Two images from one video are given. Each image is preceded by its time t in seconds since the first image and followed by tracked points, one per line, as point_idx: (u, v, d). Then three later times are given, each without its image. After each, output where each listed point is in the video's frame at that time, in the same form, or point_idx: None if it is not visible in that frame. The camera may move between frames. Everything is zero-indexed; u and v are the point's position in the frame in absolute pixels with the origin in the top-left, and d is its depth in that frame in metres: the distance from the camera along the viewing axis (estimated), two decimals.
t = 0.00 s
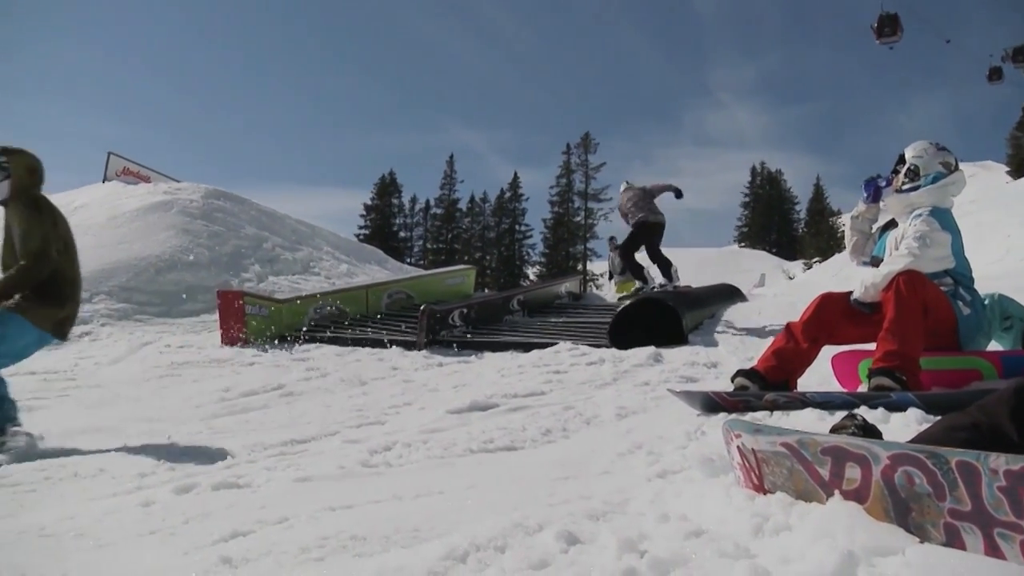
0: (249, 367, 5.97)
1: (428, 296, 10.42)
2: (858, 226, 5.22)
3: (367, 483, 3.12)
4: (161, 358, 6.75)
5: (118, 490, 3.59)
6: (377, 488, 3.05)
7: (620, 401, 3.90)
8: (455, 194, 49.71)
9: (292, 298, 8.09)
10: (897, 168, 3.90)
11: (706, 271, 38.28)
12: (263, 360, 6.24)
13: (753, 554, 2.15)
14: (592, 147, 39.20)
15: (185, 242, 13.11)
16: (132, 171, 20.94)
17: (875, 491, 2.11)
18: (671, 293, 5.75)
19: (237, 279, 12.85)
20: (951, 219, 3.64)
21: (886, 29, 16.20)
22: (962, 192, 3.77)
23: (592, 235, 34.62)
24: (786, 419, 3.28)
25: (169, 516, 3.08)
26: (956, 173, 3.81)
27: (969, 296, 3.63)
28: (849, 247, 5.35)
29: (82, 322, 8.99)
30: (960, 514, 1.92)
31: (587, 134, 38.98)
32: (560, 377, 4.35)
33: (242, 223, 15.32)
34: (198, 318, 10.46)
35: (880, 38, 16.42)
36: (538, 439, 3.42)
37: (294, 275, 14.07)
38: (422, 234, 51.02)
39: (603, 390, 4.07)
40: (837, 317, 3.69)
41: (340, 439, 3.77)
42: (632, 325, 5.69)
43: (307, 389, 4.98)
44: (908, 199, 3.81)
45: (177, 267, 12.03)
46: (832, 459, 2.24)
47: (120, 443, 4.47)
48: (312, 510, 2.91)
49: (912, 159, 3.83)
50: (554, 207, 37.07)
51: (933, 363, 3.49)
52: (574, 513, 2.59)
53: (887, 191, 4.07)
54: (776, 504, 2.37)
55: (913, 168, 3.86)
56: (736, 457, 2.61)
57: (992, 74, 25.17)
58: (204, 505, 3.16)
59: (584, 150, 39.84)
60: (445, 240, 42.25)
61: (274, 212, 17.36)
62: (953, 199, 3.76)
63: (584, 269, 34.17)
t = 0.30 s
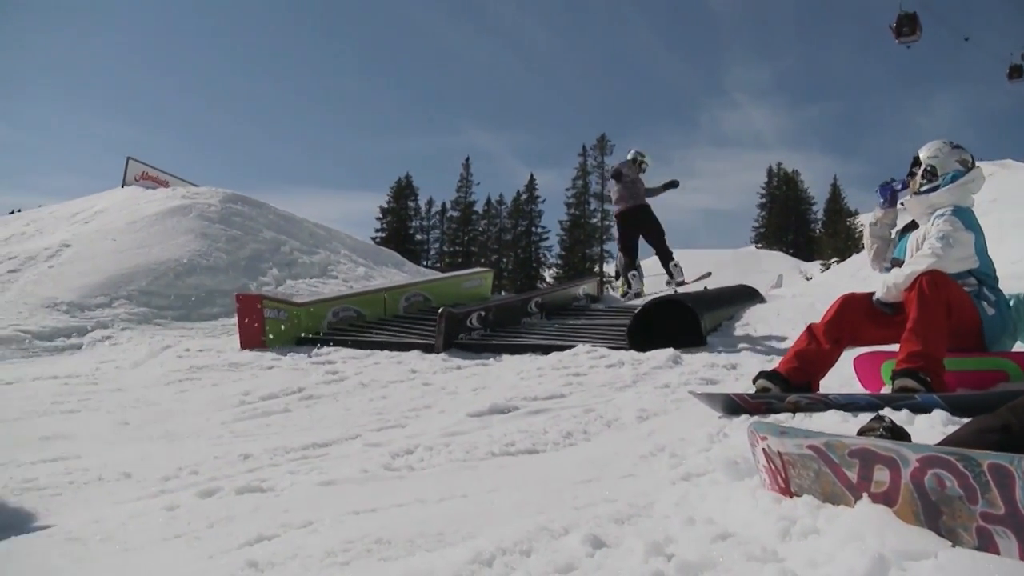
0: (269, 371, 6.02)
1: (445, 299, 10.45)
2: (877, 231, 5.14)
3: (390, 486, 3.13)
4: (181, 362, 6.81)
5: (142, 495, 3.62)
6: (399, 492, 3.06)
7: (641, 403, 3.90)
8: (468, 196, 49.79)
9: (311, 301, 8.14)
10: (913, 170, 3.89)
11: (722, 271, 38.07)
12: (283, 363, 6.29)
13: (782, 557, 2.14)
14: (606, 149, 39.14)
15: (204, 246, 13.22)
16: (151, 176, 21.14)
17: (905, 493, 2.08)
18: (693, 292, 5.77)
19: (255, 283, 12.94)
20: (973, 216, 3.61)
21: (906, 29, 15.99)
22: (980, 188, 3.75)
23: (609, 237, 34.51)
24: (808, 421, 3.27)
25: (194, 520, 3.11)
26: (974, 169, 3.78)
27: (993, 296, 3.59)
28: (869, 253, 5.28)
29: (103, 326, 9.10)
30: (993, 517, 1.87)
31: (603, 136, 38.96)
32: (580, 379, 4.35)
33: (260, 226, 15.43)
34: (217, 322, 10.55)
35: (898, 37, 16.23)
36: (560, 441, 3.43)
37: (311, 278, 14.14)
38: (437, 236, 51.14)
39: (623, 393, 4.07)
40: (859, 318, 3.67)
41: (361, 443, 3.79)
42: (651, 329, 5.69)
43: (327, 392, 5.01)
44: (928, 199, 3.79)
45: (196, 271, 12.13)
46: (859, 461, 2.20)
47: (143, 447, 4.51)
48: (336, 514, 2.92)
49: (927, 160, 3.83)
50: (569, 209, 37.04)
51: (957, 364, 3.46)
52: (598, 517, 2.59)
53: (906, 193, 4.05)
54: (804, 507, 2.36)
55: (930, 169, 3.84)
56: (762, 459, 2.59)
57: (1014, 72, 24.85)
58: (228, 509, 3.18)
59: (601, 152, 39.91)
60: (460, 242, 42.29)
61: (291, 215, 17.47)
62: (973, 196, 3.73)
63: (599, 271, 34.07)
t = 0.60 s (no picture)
0: (295, 373, 6.08)
1: (469, 300, 10.49)
2: (901, 239, 4.95)
3: (421, 488, 3.15)
4: (208, 364, 6.90)
5: (174, 496, 3.68)
6: (429, 493, 3.08)
7: (668, 404, 3.90)
8: (486, 197, 49.84)
9: (336, 304, 8.21)
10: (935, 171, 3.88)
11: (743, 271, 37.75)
12: (309, 365, 6.35)
13: (818, 559, 2.12)
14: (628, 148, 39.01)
15: (229, 249, 13.37)
16: (176, 180, 21.40)
17: (943, 495, 2.05)
18: (718, 294, 5.78)
19: (280, 285, 13.06)
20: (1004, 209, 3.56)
21: (933, 27, 15.71)
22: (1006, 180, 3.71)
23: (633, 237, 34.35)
24: (838, 420, 3.25)
25: (227, 522, 3.14)
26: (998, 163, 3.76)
27: None
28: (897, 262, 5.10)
29: (131, 329, 9.23)
30: None
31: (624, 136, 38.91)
32: (607, 380, 4.36)
33: (284, 229, 15.57)
34: (242, 325, 10.66)
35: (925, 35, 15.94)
36: (588, 443, 3.44)
37: (335, 281, 14.25)
38: (458, 237, 51.23)
39: (650, 394, 4.07)
40: (890, 317, 3.63)
41: (389, 445, 3.82)
42: (676, 330, 5.68)
43: (354, 394, 5.06)
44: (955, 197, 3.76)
45: (221, 274, 12.26)
46: (897, 462, 2.18)
47: (173, 449, 4.58)
48: (368, 515, 2.95)
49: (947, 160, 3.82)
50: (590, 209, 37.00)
51: (991, 363, 3.41)
52: (630, 518, 2.59)
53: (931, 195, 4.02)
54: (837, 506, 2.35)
55: (953, 168, 3.82)
56: (796, 460, 2.58)
57: None
58: (260, 511, 3.22)
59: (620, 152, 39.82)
60: (483, 245, 42.32)
61: (314, 218, 17.61)
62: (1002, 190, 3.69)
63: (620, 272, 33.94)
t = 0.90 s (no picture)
0: (318, 373, 6.14)
1: (491, 299, 10.51)
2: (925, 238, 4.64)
3: (448, 486, 3.18)
4: (232, 364, 6.98)
5: (202, 495, 3.72)
6: (456, 493, 3.10)
7: (693, 402, 3.90)
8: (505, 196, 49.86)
9: (358, 304, 8.27)
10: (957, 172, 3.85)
11: (763, 269, 37.44)
12: (332, 365, 6.41)
13: (852, 557, 2.10)
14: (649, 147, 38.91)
15: (251, 250, 13.48)
16: (199, 181, 21.64)
17: (979, 493, 2.02)
18: (739, 292, 5.76)
19: (302, 285, 13.16)
20: None
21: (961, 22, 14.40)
22: None
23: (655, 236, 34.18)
24: (866, 418, 3.23)
25: (257, 521, 3.18)
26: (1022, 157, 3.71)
27: None
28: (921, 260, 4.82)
29: (155, 330, 9.36)
30: None
31: (646, 135, 38.82)
32: (631, 378, 4.36)
33: (306, 229, 15.68)
34: (265, 325, 10.77)
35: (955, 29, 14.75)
36: (614, 441, 3.44)
37: (358, 281, 14.33)
38: (478, 237, 51.40)
39: (675, 392, 4.08)
40: (918, 315, 3.60)
41: (415, 444, 3.84)
42: (699, 328, 5.68)
43: (377, 393, 5.10)
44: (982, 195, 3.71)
45: (244, 274, 12.37)
46: (930, 460, 2.15)
47: (200, 448, 4.65)
48: (397, 514, 2.97)
49: (969, 159, 3.79)
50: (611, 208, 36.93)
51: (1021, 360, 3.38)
52: (660, 516, 2.59)
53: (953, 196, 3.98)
54: (869, 504, 2.33)
55: (976, 166, 3.79)
56: (827, 458, 2.56)
57: None
58: (289, 510, 3.25)
59: (642, 150, 39.69)
60: (498, 243, 41.95)
61: (335, 218, 17.71)
62: None
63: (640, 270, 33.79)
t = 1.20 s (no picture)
0: (348, 369, 6.22)
1: (521, 296, 10.55)
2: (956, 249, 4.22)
3: (483, 482, 3.20)
4: (263, 360, 7.08)
5: (239, 490, 3.79)
6: (490, 489, 3.12)
7: (725, 400, 3.89)
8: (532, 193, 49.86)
9: (387, 301, 8.34)
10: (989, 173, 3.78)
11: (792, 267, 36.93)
12: (362, 361, 6.48)
13: (894, 556, 2.08)
14: (678, 144, 38.56)
15: (281, 247, 13.62)
16: (229, 179, 21.90)
17: None
18: (769, 288, 5.74)
19: (332, 282, 13.27)
20: None
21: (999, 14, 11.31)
22: None
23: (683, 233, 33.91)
24: (903, 416, 3.20)
25: (293, 515, 3.23)
26: None
27: None
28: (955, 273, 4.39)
29: (187, 326, 9.52)
30: None
31: (676, 132, 38.55)
32: (662, 376, 4.37)
33: (334, 226, 15.80)
34: (295, 321, 10.89)
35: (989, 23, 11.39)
36: (647, 438, 3.45)
37: (387, 278, 14.41)
38: (506, 235, 51.62)
39: (706, 390, 4.07)
40: (955, 311, 3.54)
41: (448, 440, 3.88)
42: (730, 325, 5.69)
43: (408, 390, 5.15)
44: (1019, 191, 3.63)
45: (273, 271, 12.51)
46: (977, 459, 2.13)
47: (235, 443, 4.74)
48: (432, 509, 3.00)
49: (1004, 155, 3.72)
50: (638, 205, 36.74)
51: None
52: (697, 513, 2.59)
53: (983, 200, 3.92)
54: (910, 501, 2.30)
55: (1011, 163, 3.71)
56: (866, 456, 2.53)
57: None
58: (326, 505, 3.30)
59: (670, 146, 39.41)
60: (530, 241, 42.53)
61: (362, 214, 17.80)
62: None
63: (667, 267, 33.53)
